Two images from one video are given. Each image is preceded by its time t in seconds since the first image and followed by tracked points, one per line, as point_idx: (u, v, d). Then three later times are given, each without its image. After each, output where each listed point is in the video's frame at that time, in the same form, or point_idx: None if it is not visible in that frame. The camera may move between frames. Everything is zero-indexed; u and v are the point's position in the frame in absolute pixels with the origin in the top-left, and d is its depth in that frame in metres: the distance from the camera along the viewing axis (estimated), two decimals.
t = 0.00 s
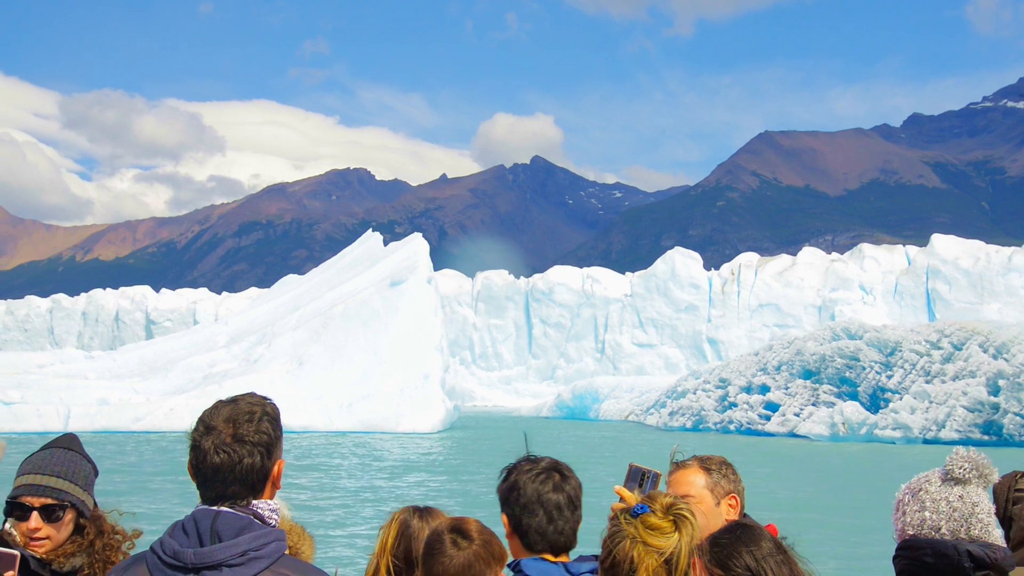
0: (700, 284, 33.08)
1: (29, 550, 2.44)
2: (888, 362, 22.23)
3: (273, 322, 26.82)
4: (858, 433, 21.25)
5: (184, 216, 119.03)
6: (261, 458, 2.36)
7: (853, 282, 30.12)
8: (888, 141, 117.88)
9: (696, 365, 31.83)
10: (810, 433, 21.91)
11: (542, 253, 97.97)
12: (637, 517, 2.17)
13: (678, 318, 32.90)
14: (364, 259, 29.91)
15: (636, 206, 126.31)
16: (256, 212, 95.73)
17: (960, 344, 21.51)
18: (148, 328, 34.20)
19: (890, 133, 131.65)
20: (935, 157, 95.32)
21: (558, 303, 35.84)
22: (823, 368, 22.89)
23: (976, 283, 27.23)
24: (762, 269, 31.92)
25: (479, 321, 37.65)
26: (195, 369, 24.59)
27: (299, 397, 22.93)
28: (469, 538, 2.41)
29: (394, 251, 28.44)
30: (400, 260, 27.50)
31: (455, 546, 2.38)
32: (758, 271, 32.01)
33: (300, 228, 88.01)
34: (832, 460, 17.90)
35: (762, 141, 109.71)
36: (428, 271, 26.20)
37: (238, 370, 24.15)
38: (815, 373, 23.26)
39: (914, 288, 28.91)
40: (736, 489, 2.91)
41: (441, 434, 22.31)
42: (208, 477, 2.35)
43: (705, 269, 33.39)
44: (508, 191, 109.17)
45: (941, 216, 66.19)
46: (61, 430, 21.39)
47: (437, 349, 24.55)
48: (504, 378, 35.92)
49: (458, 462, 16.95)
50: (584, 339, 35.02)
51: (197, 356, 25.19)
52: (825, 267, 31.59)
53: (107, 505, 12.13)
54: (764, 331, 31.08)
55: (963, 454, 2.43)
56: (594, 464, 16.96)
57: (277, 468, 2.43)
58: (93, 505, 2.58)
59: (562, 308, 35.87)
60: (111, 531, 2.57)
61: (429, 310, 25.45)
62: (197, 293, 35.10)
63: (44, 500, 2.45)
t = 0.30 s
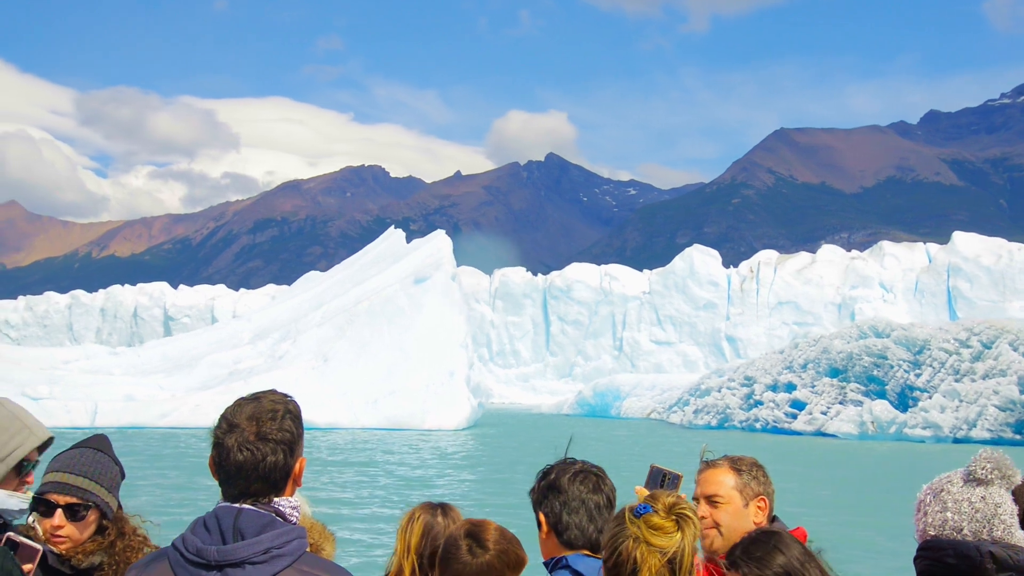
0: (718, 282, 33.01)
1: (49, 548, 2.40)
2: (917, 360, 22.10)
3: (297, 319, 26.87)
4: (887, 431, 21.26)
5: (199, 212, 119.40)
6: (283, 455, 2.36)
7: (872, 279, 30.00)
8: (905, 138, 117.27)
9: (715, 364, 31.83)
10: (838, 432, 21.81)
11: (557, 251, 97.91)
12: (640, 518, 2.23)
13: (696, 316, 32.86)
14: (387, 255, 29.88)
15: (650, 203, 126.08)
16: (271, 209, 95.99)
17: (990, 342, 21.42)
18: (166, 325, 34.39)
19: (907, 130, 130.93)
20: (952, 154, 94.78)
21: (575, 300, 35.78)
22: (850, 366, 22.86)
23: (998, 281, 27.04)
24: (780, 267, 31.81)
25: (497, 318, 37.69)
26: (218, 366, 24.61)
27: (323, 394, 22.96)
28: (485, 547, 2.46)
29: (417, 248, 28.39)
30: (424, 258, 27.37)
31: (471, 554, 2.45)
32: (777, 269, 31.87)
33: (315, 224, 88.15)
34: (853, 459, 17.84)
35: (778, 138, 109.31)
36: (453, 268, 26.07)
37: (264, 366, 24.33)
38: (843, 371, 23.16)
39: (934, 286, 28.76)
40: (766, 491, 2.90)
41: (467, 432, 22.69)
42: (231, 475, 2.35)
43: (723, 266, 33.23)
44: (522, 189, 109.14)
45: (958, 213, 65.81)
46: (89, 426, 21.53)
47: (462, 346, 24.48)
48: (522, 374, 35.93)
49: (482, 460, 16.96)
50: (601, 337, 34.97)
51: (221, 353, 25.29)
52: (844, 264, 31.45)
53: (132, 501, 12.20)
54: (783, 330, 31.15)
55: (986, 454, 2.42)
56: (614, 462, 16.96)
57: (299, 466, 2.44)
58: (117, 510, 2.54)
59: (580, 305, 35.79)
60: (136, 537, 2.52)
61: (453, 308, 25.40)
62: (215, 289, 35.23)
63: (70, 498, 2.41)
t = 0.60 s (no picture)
0: (739, 284, 32.99)
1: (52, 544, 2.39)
2: (948, 363, 21.97)
3: (323, 321, 26.92)
4: (920, 435, 21.15)
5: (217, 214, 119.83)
6: (307, 456, 2.36)
7: (895, 281, 29.96)
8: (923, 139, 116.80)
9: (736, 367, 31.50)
10: (869, 435, 21.76)
11: (573, 253, 97.89)
12: (618, 528, 2.05)
13: (717, 318, 32.77)
14: (412, 258, 29.94)
15: (666, 205, 125.91)
16: (288, 212, 96.26)
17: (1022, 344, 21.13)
18: (187, 327, 34.47)
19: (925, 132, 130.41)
20: (971, 156, 94.34)
21: (596, 302, 35.91)
22: (880, 368, 22.66)
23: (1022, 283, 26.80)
24: (802, 268, 31.76)
25: (517, 320, 37.72)
26: (244, 369, 24.65)
27: (349, 396, 22.97)
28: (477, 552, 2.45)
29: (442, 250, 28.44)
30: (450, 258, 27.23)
31: (467, 555, 2.44)
32: (799, 271, 31.76)
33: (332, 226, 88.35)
34: (877, 462, 17.77)
35: (794, 140, 108.99)
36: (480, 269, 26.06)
37: (290, 368, 24.25)
38: (873, 374, 23.00)
39: (957, 288, 28.58)
40: (793, 490, 2.89)
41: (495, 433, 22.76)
42: (256, 476, 2.36)
43: (745, 268, 33.32)
44: (538, 191, 109.15)
45: (977, 216, 65.49)
46: (119, 428, 21.66)
47: (488, 348, 24.52)
48: (541, 377, 36.04)
49: (510, 463, 16.96)
50: (621, 339, 34.95)
51: (247, 355, 25.28)
52: (866, 266, 31.42)
53: (160, 503, 12.25)
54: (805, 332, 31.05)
55: (1014, 456, 2.39)
56: (637, 466, 16.94)
57: (322, 467, 2.44)
58: (117, 501, 2.53)
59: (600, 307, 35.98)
60: (135, 531, 2.51)
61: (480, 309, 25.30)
62: (235, 291, 35.35)
63: (74, 496, 2.40)
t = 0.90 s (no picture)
0: (757, 287, 32.69)
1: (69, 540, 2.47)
2: (975, 366, 21.95)
3: (346, 324, 26.99)
4: (949, 438, 21.19)
5: (230, 218, 120.09)
6: (325, 459, 2.37)
7: (914, 284, 29.91)
8: (937, 141, 116.33)
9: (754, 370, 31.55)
10: (898, 439, 21.77)
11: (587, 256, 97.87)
12: (605, 532, 2.42)
13: (735, 320, 32.54)
14: (434, 261, 29.93)
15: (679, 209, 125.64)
16: (302, 216, 96.46)
17: None
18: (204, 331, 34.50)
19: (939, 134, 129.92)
20: (986, 157, 93.94)
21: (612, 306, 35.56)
22: (906, 372, 22.69)
23: None
24: (819, 272, 31.70)
25: (534, 323, 37.69)
26: (267, 372, 24.67)
27: (375, 400, 23.03)
28: (474, 557, 2.45)
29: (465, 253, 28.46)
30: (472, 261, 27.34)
31: (467, 560, 2.45)
32: (816, 274, 31.74)
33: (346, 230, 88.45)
34: (898, 466, 17.66)
35: (808, 143, 108.74)
36: (503, 272, 26.17)
37: (314, 372, 24.46)
38: (898, 377, 23.01)
39: (977, 290, 28.47)
40: (814, 493, 2.88)
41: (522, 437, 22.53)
42: (275, 480, 2.36)
43: (763, 271, 32.94)
44: (551, 195, 109.19)
45: (992, 219, 65.30)
46: (144, 432, 21.75)
47: (513, 352, 24.50)
48: (559, 380, 35.77)
49: (534, 466, 16.99)
50: (639, 342, 34.90)
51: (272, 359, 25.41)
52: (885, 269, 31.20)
53: (183, 508, 12.27)
54: (823, 335, 30.94)
55: None
56: (662, 470, 16.92)
57: (340, 470, 2.44)
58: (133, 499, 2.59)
59: (616, 310, 35.62)
60: (148, 523, 2.56)
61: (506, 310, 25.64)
62: (251, 295, 35.39)
63: (87, 492, 2.48)
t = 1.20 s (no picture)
0: (772, 286, 32.78)
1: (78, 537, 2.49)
2: (1002, 364, 21.96)
3: (366, 325, 27.13)
4: (978, 438, 21.17)
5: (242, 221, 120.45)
6: (342, 457, 2.37)
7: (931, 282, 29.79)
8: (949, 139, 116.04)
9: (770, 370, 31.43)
10: (926, 438, 21.76)
11: (598, 256, 97.89)
12: (593, 528, 2.56)
13: (750, 320, 32.55)
14: (452, 263, 30.00)
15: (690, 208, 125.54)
16: (313, 218, 96.68)
17: None
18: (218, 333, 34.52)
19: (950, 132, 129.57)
20: (999, 155, 93.68)
21: (627, 305, 35.72)
22: (932, 370, 22.60)
23: None
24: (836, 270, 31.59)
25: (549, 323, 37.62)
26: (289, 373, 24.76)
27: (395, 401, 23.07)
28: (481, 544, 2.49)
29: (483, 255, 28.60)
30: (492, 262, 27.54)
31: (472, 549, 2.48)
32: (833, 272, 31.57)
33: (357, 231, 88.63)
34: (917, 466, 17.61)
35: (819, 142, 108.55)
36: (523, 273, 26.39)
37: (336, 373, 24.65)
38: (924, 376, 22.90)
39: (994, 288, 28.45)
40: (828, 493, 2.84)
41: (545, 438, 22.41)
42: (293, 480, 2.36)
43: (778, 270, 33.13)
44: (561, 196, 109.22)
45: (1006, 217, 65.08)
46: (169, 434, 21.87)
47: (534, 353, 24.53)
48: (574, 380, 35.70)
49: (556, 466, 17.02)
50: (654, 342, 34.87)
51: (292, 360, 25.51)
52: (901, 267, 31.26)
53: (202, 509, 12.34)
54: (839, 334, 30.83)
55: None
56: (684, 470, 16.91)
57: (356, 470, 2.44)
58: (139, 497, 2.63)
59: (632, 310, 35.78)
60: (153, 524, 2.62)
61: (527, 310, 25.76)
62: (266, 297, 35.51)
63: (100, 488, 2.49)
